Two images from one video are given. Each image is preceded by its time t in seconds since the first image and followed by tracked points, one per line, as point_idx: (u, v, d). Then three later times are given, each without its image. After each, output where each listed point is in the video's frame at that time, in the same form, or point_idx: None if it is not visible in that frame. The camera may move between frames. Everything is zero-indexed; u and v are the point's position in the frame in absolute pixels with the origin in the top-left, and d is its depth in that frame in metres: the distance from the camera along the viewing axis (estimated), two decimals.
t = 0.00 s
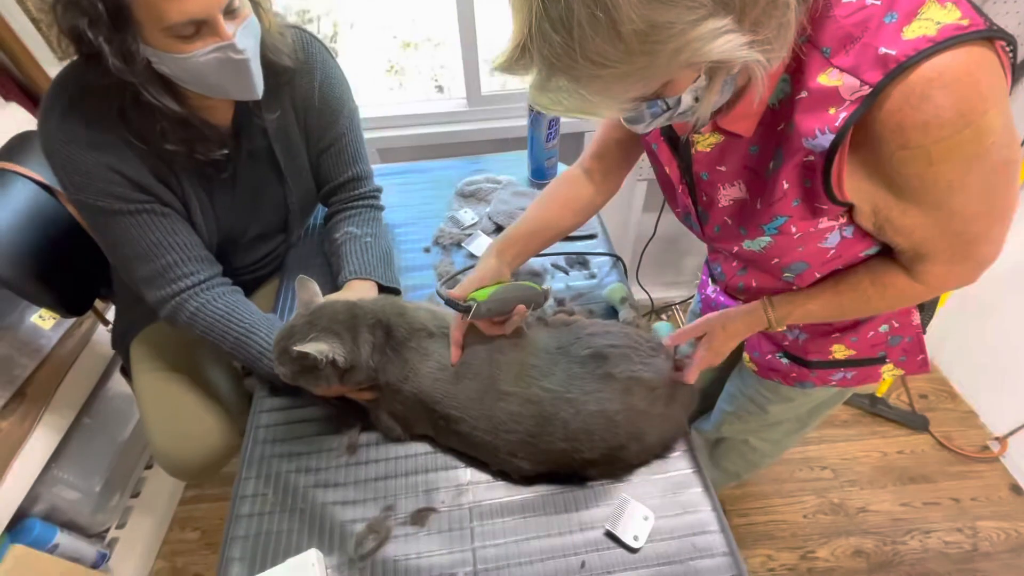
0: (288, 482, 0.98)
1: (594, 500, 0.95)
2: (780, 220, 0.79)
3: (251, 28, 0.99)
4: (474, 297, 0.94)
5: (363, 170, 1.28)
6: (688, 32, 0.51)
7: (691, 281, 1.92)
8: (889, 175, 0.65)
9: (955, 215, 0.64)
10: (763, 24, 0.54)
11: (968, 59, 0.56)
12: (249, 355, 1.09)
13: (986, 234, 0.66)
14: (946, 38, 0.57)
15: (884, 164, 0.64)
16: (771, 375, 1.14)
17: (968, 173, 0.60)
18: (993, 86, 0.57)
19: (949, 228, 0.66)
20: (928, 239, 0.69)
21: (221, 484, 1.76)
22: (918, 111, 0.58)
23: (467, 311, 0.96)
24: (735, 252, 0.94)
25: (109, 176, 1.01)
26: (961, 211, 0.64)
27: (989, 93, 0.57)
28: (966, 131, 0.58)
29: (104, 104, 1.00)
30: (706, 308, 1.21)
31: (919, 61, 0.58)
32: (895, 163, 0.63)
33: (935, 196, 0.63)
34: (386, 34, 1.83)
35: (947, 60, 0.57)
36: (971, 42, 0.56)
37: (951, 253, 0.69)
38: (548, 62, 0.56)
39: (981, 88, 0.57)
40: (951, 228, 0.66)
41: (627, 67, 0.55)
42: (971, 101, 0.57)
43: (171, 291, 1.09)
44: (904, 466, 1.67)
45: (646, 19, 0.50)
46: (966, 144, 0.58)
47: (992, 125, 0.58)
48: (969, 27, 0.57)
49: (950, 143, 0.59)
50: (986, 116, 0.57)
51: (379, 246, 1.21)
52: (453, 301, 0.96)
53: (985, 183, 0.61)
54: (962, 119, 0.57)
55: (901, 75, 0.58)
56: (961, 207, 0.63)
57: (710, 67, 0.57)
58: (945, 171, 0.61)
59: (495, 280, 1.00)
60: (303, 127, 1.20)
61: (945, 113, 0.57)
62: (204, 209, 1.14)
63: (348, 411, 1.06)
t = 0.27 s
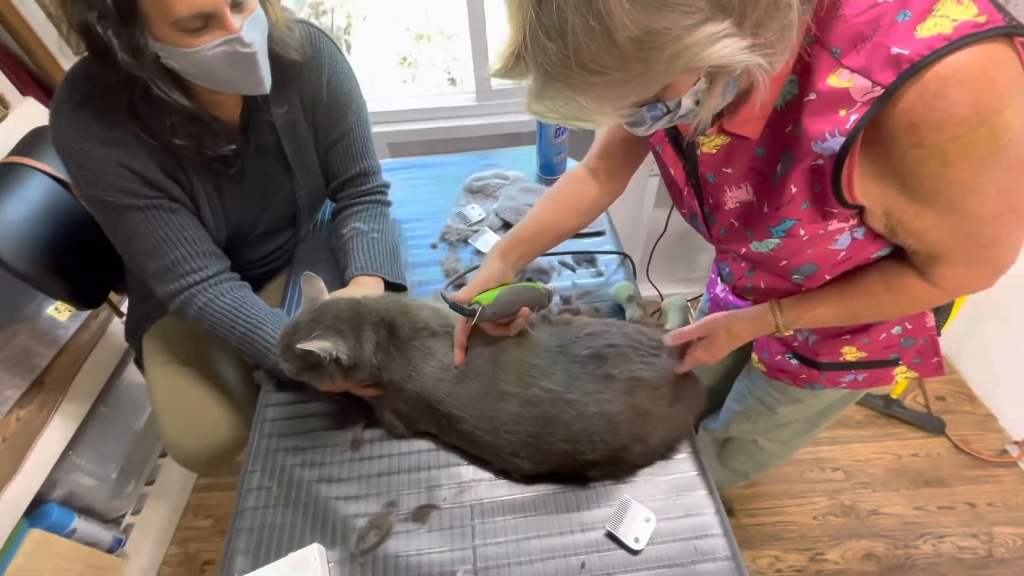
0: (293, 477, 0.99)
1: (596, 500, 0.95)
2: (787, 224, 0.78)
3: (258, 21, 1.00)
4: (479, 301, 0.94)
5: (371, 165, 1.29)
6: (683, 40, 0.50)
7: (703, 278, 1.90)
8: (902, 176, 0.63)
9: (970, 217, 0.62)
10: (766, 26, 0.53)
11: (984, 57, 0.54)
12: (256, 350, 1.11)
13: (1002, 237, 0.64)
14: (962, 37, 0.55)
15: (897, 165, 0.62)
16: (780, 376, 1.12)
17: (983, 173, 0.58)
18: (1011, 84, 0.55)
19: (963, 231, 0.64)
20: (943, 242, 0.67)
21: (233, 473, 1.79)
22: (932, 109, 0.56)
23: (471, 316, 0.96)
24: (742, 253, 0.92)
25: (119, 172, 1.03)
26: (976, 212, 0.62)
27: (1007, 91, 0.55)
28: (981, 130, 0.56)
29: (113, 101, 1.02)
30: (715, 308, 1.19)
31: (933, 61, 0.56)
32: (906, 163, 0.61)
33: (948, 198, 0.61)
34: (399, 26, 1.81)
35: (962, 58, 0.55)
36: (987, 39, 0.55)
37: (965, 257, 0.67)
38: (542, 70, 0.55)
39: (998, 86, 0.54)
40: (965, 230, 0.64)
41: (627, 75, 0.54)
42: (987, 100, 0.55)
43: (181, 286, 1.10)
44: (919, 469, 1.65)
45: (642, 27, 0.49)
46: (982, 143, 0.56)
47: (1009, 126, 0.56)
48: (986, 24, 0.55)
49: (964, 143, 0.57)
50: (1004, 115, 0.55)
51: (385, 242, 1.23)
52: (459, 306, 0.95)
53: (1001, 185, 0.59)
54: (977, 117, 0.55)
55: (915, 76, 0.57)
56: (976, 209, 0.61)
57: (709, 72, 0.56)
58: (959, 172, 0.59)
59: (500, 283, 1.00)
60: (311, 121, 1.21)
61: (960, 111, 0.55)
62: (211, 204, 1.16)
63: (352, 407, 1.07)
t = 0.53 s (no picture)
0: (294, 472, 1.00)
1: (595, 500, 0.95)
2: (789, 225, 0.75)
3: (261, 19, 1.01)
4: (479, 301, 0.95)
5: (374, 162, 1.30)
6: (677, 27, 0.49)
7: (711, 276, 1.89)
8: (910, 166, 0.56)
9: (988, 214, 0.55)
10: (764, 18, 0.52)
11: (999, 40, 0.48)
12: (260, 346, 1.12)
13: None
14: (976, 21, 0.49)
15: (905, 155, 0.56)
16: (786, 377, 1.10)
17: (1000, 162, 0.51)
18: None
19: (981, 231, 0.56)
20: (960, 245, 0.59)
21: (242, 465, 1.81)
22: (942, 93, 0.51)
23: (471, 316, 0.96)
24: (746, 253, 0.89)
25: (127, 168, 1.04)
26: (995, 209, 0.54)
27: None
28: (997, 113, 0.49)
29: (120, 99, 1.03)
30: (722, 308, 1.17)
31: (946, 48, 0.50)
32: (914, 151, 0.54)
33: (963, 189, 0.54)
34: (409, 20, 1.80)
35: (977, 41, 0.49)
36: (1003, 23, 0.49)
37: (986, 262, 0.59)
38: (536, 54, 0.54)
39: (1014, 64, 0.48)
40: (983, 230, 0.56)
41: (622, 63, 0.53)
42: (1000, 79, 0.49)
43: (187, 281, 1.12)
44: (929, 472, 1.62)
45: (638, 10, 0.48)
46: (999, 128, 0.50)
47: None
48: (1002, 8, 0.49)
49: (976, 126, 0.50)
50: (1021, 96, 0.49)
51: (388, 240, 1.24)
52: (459, 306, 0.95)
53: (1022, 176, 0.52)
54: (991, 98, 0.49)
55: (926, 65, 0.51)
56: (993, 204, 0.54)
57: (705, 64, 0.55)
58: (971, 160, 0.52)
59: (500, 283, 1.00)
60: (315, 118, 1.22)
61: (970, 92, 0.49)
62: (218, 201, 1.17)
63: (352, 404, 1.08)
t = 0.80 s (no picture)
0: (291, 469, 1.00)
1: (590, 501, 0.94)
2: (786, 227, 0.75)
3: (259, 15, 1.01)
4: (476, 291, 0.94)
5: (373, 159, 1.31)
6: None
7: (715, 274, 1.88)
8: (914, 161, 0.54)
9: (999, 209, 0.52)
10: None
11: (1007, 31, 0.47)
12: (258, 343, 1.12)
13: None
14: (978, 14, 0.48)
15: (907, 149, 0.54)
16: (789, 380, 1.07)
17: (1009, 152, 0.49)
18: None
19: (992, 230, 0.54)
20: (971, 247, 0.56)
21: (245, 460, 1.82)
22: (946, 81, 0.49)
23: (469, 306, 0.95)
24: (745, 255, 0.87)
25: (127, 165, 1.04)
26: (1007, 203, 0.52)
27: None
28: (1002, 102, 0.47)
29: (120, 96, 1.04)
30: (723, 308, 1.17)
31: (950, 41, 0.49)
32: (918, 144, 0.52)
33: (972, 182, 0.51)
34: (415, 17, 1.77)
35: (982, 32, 0.47)
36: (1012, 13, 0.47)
37: (999, 264, 0.56)
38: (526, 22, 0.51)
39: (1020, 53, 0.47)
40: (995, 228, 0.53)
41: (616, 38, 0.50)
42: (1005, 68, 0.47)
43: (187, 278, 1.12)
44: (934, 475, 1.60)
45: None
46: (1006, 117, 0.48)
47: None
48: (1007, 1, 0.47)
49: (981, 115, 0.48)
50: None
51: (387, 237, 1.24)
52: (454, 299, 0.95)
53: None
54: (996, 86, 0.47)
55: (928, 59, 0.50)
56: (1004, 198, 0.51)
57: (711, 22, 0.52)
58: (979, 152, 0.50)
59: (498, 276, 1.00)
60: (313, 114, 1.23)
61: (974, 80, 0.48)
62: (218, 198, 1.18)
63: (349, 403, 1.08)
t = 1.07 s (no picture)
0: (285, 469, 1.00)
1: (584, 502, 0.94)
2: (792, 226, 0.74)
3: (254, 14, 1.01)
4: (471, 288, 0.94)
5: (371, 158, 1.31)
6: None
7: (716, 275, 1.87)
8: (925, 149, 0.52)
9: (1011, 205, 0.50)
10: None
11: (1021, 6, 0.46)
12: (253, 342, 1.12)
13: None
14: None
15: (918, 134, 0.52)
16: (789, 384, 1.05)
17: None
18: None
19: (1001, 228, 0.52)
20: (977, 248, 0.54)
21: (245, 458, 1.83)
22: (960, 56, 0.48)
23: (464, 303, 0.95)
24: (746, 259, 0.86)
25: (124, 164, 1.05)
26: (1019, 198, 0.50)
27: None
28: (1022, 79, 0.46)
29: (118, 96, 1.04)
30: (723, 313, 1.14)
31: (967, 14, 0.48)
32: (931, 126, 0.50)
33: (985, 172, 0.50)
34: (418, 15, 1.75)
35: (1000, 7, 0.47)
36: None
37: (1004, 268, 0.54)
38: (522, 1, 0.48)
39: None
40: (1003, 226, 0.52)
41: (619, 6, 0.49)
42: None
43: (184, 276, 1.12)
44: (936, 477, 1.59)
45: None
46: None
47: None
48: None
49: (1000, 94, 0.46)
50: None
51: (384, 236, 1.24)
52: (449, 296, 0.94)
53: None
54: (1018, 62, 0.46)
55: (942, 36, 0.49)
56: (1016, 192, 0.49)
57: None
58: (993, 135, 0.48)
59: (494, 272, 0.99)
60: (310, 113, 1.23)
61: (994, 56, 0.47)
62: (216, 197, 1.18)
63: (345, 402, 1.09)
